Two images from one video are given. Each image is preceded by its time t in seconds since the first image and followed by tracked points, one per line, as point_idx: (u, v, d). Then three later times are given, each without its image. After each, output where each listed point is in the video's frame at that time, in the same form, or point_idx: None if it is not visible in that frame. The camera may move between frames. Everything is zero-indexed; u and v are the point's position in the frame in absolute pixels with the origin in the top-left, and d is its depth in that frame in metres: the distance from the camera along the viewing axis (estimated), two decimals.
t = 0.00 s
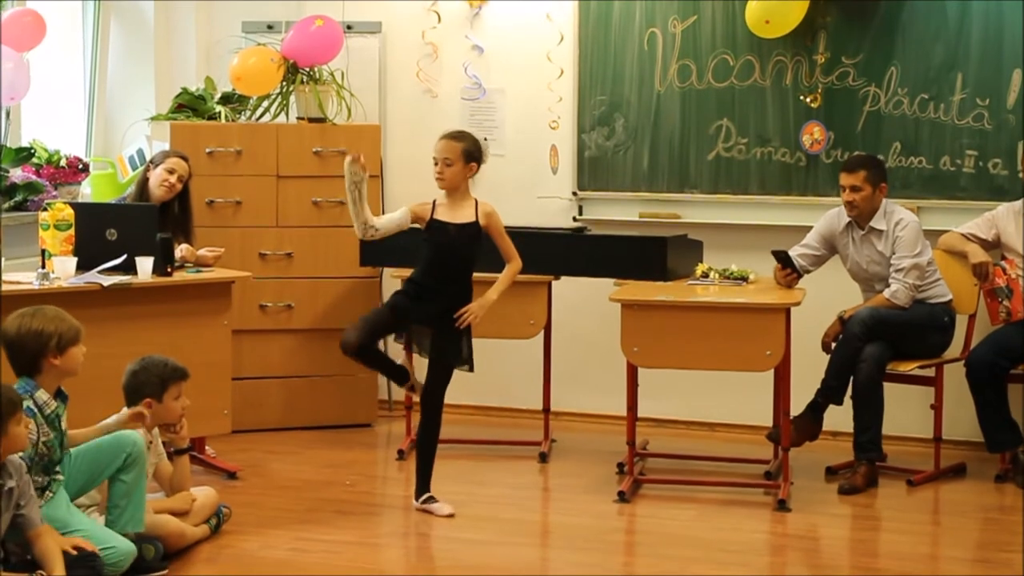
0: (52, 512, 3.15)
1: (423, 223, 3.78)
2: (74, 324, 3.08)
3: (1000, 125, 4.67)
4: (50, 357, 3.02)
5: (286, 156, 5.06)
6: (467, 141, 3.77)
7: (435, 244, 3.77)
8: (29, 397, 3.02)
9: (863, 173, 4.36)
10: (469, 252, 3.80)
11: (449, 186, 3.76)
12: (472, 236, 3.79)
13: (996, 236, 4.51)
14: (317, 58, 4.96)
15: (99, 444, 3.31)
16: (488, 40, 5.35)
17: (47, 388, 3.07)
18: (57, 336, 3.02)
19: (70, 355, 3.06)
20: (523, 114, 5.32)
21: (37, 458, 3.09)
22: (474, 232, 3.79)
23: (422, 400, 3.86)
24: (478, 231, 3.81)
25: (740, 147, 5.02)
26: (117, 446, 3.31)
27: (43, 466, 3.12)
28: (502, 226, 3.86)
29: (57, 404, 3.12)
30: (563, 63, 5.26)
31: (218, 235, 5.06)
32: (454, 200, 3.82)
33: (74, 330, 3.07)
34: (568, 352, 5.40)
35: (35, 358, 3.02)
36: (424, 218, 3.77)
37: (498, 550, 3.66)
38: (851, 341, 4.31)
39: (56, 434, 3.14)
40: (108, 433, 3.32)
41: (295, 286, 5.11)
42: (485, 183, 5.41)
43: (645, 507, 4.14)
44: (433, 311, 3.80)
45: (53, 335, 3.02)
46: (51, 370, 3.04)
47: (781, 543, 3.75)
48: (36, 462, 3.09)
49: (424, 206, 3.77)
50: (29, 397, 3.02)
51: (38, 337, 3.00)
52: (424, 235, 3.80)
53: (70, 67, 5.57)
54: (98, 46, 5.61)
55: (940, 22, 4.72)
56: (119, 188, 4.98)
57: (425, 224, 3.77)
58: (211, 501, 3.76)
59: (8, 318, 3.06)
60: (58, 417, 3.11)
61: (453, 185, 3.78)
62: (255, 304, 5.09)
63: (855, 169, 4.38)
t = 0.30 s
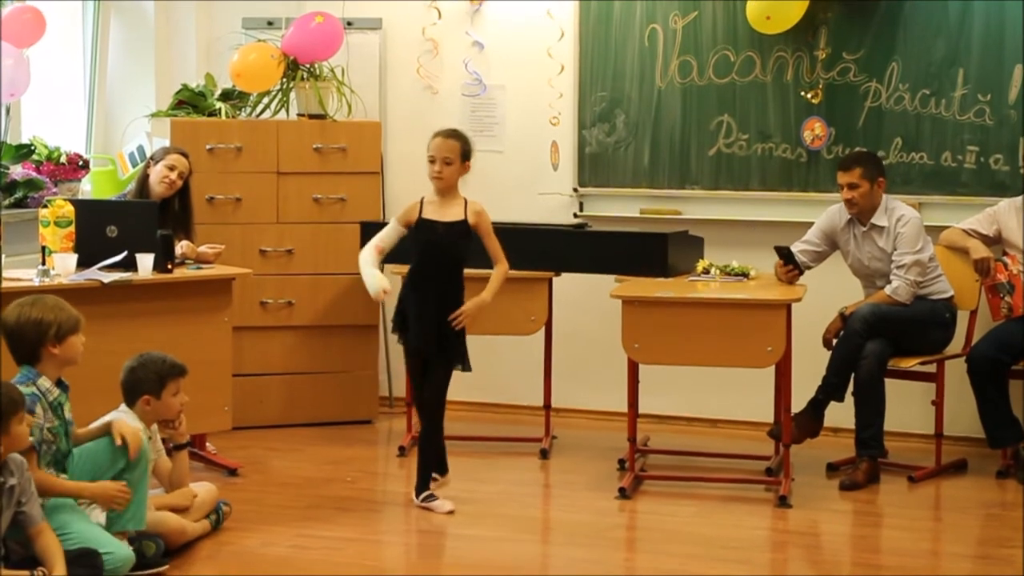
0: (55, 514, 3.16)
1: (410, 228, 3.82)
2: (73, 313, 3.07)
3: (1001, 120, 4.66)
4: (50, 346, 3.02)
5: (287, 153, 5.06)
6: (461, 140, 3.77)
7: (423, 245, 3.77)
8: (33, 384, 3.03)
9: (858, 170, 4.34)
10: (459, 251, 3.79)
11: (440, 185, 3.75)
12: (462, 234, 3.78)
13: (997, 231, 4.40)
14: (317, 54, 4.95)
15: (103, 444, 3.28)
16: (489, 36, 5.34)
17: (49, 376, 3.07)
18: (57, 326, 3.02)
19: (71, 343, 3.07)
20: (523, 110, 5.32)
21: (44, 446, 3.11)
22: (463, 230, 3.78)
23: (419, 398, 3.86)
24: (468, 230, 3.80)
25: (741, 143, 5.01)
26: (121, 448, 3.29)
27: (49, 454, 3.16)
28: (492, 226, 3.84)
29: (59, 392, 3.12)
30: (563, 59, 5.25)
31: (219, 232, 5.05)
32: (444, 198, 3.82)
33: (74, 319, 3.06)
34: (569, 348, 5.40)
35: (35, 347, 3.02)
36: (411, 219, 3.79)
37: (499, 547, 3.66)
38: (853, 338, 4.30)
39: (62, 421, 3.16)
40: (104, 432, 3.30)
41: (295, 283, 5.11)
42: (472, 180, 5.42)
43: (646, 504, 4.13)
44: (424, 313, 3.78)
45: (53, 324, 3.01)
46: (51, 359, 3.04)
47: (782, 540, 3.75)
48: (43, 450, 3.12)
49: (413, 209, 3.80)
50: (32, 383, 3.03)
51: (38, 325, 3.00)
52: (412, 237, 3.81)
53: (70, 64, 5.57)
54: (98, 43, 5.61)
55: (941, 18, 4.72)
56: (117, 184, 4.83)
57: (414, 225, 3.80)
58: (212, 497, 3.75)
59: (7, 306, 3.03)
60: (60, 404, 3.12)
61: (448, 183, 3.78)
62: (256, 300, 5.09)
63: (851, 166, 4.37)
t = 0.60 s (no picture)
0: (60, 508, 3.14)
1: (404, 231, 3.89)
2: (79, 308, 3.07)
3: (1001, 117, 4.67)
4: (54, 339, 3.03)
5: (288, 150, 5.06)
6: (455, 135, 3.82)
7: (413, 244, 3.83)
8: (42, 380, 3.04)
9: (854, 167, 4.35)
10: (446, 250, 3.82)
11: (431, 179, 3.79)
12: (451, 233, 3.81)
13: (997, 228, 4.47)
14: (318, 50, 4.95)
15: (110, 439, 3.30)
16: (489, 33, 5.34)
17: (57, 370, 3.07)
18: (61, 319, 3.02)
19: (76, 337, 3.06)
20: (524, 107, 5.32)
21: (55, 441, 3.10)
22: (450, 229, 3.81)
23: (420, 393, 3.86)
24: (455, 229, 3.82)
25: (742, 139, 5.01)
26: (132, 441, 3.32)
27: (60, 450, 3.13)
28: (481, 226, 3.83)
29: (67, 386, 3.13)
30: (564, 55, 5.25)
31: (220, 228, 5.06)
32: (436, 196, 3.85)
33: (78, 314, 3.06)
34: (569, 344, 5.40)
35: (40, 340, 3.03)
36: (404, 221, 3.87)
37: (499, 543, 3.66)
38: (853, 334, 4.31)
39: (71, 416, 3.14)
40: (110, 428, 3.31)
41: (296, 279, 5.11)
42: (463, 176, 5.43)
43: (646, 500, 4.13)
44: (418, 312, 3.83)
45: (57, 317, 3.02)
46: (55, 352, 3.04)
47: (783, 536, 3.75)
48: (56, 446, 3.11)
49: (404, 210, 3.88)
50: (41, 379, 3.03)
51: (42, 319, 3.01)
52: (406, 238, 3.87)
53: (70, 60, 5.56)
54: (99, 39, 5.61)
55: (942, 14, 4.72)
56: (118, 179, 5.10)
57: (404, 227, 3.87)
58: (212, 492, 3.75)
59: (13, 300, 3.06)
60: (69, 399, 3.12)
61: (442, 178, 3.81)
62: (256, 297, 5.09)
63: (847, 163, 4.38)
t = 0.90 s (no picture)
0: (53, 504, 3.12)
1: (407, 226, 3.91)
2: (90, 303, 3.09)
3: (1003, 114, 4.67)
4: (65, 334, 3.04)
5: (289, 146, 5.07)
6: (456, 131, 3.82)
7: (414, 238, 3.84)
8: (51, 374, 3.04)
9: (858, 163, 4.34)
10: (446, 245, 3.82)
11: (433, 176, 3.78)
12: (450, 227, 3.81)
13: (999, 225, 4.48)
14: (320, 46, 4.95)
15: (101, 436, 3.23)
16: (491, 29, 5.34)
17: (66, 365, 3.08)
18: (73, 314, 3.03)
19: (87, 332, 3.07)
20: (526, 104, 5.32)
21: (56, 437, 3.11)
22: (449, 224, 3.80)
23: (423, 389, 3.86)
24: (454, 224, 3.81)
25: (743, 136, 5.01)
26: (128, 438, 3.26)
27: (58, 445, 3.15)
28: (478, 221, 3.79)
29: (73, 381, 3.14)
30: (566, 52, 5.25)
31: (221, 225, 5.06)
32: (437, 192, 3.84)
33: (89, 308, 3.07)
34: (570, 341, 5.41)
35: (51, 334, 3.04)
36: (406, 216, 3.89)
37: (500, 539, 3.66)
38: (855, 331, 4.30)
39: (72, 411, 3.16)
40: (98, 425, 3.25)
41: (297, 276, 5.11)
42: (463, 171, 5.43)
43: (647, 497, 4.14)
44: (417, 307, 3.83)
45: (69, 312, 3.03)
46: (65, 347, 3.05)
47: (784, 533, 3.75)
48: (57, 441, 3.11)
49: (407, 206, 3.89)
50: (51, 372, 3.03)
51: (53, 313, 3.02)
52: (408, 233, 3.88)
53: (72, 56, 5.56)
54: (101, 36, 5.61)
55: (944, 13, 4.72)
56: (120, 175, 5.01)
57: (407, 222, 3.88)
58: (213, 488, 3.75)
59: (26, 294, 3.08)
60: (74, 395, 3.13)
61: (444, 176, 3.81)
62: (258, 293, 5.09)
63: (851, 159, 4.36)
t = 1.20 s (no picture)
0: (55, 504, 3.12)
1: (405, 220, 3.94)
2: (92, 295, 3.05)
3: (1004, 113, 4.66)
4: (66, 326, 3.02)
5: (290, 144, 5.07)
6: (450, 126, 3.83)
7: (412, 232, 3.86)
8: (55, 366, 3.04)
9: (866, 160, 4.35)
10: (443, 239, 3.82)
11: (431, 172, 3.79)
12: (446, 220, 3.82)
13: (1000, 225, 4.48)
14: (321, 44, 4.95)
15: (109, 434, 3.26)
16: (492, 27, 5.34)
17: (69, 355, 3.07)
18: (75, 307, 3.01)
19: (88, 324, 3.06)
20: (527, 102, 5.32)
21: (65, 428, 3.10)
22: (445, 216, 3.81)
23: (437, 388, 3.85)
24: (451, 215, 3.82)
25: (744, 135, 5.01)
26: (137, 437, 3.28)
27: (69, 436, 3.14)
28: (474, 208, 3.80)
29: (80, 371, 3.12)
30: (567, 51, 5.25)
31: (222, 223, 5.06)
32: (435, 186, 3.85)
33: (91, 301, 3.04)
34: (571, 340, 5.40)
35: (52, 327, 3.02)
36: (404, 211, 3.92)
37: (500, 538, 3.65)
38: (855, 331, 4.30)
39: (81, 401, 3.14)
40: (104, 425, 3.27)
41: (298, 274, 5.11)
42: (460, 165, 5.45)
43: (647, 496, 4.13)
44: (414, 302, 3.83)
45: (71, 306, 3.00)
46: (65, 339, 3.04)
47: (784, 532, 3.75)
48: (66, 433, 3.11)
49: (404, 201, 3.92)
50: (53, 364, 3.04)
51: (55, 306, 2.99)
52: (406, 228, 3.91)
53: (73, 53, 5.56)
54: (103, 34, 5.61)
55: (945, 13, 4.72)
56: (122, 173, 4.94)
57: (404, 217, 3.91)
58: (213, 487, 3.75)
59: (27, 284, 3.05)
60: (81, 384, 3.11)
61: (443, 172, 3.82)
62: (258, 291, 5.09)
63: (858, 155, 4.37)
